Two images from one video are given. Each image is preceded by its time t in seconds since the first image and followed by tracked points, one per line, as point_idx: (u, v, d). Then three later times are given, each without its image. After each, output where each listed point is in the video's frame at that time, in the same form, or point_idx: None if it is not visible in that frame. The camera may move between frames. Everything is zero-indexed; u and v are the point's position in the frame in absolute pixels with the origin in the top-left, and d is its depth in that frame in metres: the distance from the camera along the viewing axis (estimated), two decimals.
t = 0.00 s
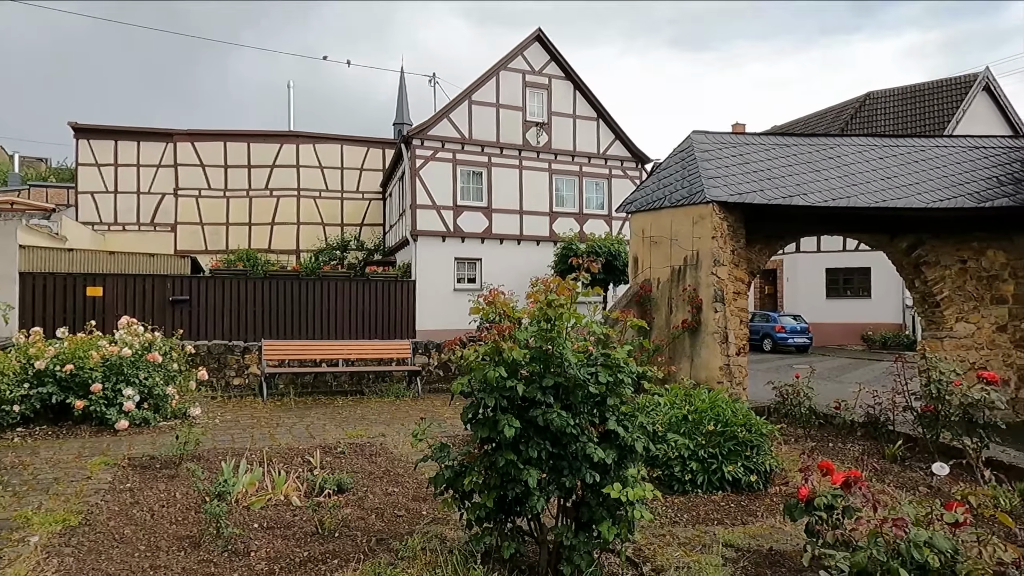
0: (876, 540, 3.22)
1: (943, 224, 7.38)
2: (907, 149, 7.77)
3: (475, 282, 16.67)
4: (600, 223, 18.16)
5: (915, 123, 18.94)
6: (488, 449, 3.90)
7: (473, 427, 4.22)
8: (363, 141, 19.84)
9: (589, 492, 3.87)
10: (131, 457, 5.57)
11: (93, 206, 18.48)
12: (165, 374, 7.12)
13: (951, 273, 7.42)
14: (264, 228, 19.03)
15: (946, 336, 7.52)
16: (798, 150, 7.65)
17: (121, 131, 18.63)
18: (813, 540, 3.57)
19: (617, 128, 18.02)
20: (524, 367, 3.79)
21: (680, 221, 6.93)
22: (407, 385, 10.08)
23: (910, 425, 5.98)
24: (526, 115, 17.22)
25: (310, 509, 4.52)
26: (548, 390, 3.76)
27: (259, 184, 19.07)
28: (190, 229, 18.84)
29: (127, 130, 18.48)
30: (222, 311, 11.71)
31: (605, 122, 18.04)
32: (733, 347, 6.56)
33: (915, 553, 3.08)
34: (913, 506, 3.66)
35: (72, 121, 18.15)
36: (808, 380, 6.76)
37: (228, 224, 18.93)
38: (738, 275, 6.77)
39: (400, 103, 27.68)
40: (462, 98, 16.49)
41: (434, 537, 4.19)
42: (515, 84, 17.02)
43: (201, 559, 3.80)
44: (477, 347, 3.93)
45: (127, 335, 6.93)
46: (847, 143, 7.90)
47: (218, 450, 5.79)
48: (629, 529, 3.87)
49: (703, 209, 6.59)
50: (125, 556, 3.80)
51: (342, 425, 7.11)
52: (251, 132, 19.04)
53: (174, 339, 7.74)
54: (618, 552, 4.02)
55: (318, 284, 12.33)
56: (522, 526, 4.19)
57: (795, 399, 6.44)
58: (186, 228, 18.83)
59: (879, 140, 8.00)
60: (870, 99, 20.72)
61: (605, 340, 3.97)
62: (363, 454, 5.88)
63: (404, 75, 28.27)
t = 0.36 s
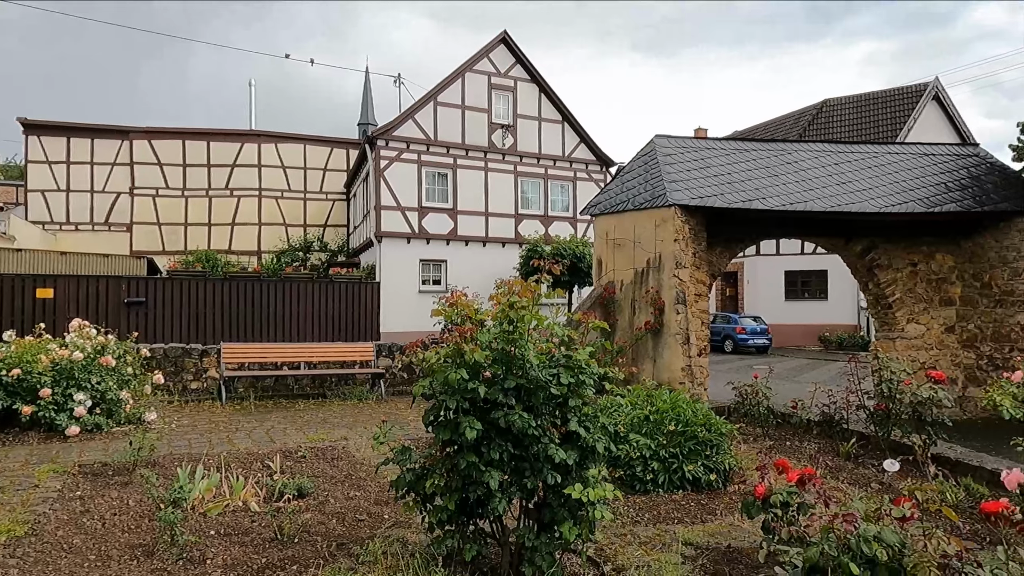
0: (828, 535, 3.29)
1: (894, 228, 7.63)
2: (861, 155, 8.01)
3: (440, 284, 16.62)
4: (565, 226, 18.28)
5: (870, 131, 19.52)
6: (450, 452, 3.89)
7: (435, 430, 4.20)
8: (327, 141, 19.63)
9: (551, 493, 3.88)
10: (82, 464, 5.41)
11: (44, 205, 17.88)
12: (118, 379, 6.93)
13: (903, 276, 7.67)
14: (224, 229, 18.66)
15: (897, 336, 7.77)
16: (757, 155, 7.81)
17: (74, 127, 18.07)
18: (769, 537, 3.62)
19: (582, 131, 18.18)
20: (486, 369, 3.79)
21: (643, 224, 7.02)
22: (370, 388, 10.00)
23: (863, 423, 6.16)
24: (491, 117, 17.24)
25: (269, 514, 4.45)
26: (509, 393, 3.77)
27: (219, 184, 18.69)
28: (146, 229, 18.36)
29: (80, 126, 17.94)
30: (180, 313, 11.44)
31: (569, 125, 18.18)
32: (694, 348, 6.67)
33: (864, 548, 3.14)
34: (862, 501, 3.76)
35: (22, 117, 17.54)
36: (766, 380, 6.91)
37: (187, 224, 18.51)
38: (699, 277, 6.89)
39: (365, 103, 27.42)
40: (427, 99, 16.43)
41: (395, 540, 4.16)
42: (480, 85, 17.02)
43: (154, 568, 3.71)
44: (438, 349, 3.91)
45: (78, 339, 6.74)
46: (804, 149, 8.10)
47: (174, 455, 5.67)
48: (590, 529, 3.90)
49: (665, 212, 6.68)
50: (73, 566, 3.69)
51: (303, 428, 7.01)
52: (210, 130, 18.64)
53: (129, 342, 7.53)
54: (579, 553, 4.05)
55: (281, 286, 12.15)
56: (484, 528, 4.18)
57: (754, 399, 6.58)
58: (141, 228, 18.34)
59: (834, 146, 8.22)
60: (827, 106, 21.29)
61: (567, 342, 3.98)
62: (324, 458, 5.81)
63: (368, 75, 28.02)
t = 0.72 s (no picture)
0: (791, 528, 3.35)
1: (858, 229, 7.81)
2: (826, 157, 8.18)
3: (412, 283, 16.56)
4: (537, 225, 18.33)
5: (836, 133, 19.94)
6: (419, 451, 3.87)
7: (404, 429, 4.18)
8: (297, 138, 19.39)
9: (520, 491, 3.89)
10: (40, 468, 5.27)
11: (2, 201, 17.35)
12: (79, 380, 6.77)
13: (865, 275, 7.84)
14: (191, 227, 18.34)
15: (861, 334, 7.94)
16: (725, 156, 7.92)
17: (33, 121, 17.57)
18: (734, 532, 3.66)
19: (554, 131, 18.24)
20: (455, 368, 3.78)
21: (614, 223, 7.08)
22: (340, 387, 9.92)
23: (827, 419, 6.31)
24: (463, 116, 17.21)
25: (235, 516, 4.39)
26: (478, 391, 3.77)
27: (185, 180, 18.34)
28: (109, 226, 17.93)
29: (40, 120, 17.44)
30: (144, 312, 11.20)
31: (541, 124, 18.23)
32: (664, 347, 6.74)
33: (824, 541, 3.21)
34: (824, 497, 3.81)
35: None
36: (734, 378, 7.01)
37: (152, 221, 18.11)
38: (668, 276, 6.97)
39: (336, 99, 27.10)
40: (399, 96, 16.33)
41: (364, 541, 4.14)
42: (452, 84, 16.96)
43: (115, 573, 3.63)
44: (407, 348, 3.89)
45: (36, 339, 6.58)
46: (771, 150, 8.24)
47: (137, 458, 5.56)
48: (559, 526, 3.92)
49: (635, 212, 6.75)
50: (30, 572, 3.59)
51: (272, 429, 6.93)
52: (176, 125, 18.26)
53: (90, 343, 7.37)
54: (548, 550, 4.06)
55: (249, 284, 11.99)
56: (454, 527, 4.18)
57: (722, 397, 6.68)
58: (104, 225, 17.90)
59: (801, 147, 8.37)
60: (794, 108, 21.67)
61: (537, 340, 3.99)
62: (292, 459, 5.75)
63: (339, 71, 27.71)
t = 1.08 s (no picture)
0: (757, 527, 3.38)
1: (826, 232, 7.95)
2: (795, 161, 8.32)
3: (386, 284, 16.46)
4: (512, 226, 18.36)
5: (805, 137, 20.30)
6: (389, 453, 3.84)
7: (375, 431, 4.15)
8: (268, 137, 19.15)
9: (491, 492, 3.88)
10: None
11: None
12: (41, 384, 6.60)
13: (833, 277, 7.99)
14: (159, 227, 18.02)
15: (829, 335, 8.09)
16: (697, 159, 8.01)
17: None
18: (703, 531, 3.71)
19: (528, 132, 18.30)
20: (426, 370, 3.76)
21: (587, 226, 7.12)
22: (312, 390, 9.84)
23: (795, 419, 6.40)
24: (438, 117, 17.17)
25: (202, 521, 4.32)
26: (450, 392, 3.76)
27: (153, 179, 18.00)
28: (73, 226, 17.53)
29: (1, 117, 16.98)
30: (111, 313, 10.97)
31: (516, 126, 18.27)
32: (637, 347, 6.79)
33: (791, 538, 3.25)
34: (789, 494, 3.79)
35: None
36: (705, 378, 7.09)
37: (119, 221, 17.76)
38: (641, 278, 7.03)
39: (309, 99, 26.82)
40: (373, 96, 16.24)
41: (335, 544, 4.10)
42: (427, 84, 16.91)
43: None
44: (378, 350, 3.87)
45: None
46: (742, 154, 8.36)
47: (101, 463, 5.45)
48: (530, 527, 3.92)
49: (608, 214, 6.79)
50: None
51: (242, 432, 6.84)
52: (143, 124, 17.91)
53: (52, 346, 7.26)
54: (520, 551, 4.06)
55: (219, 285, 11.83)
56: (425, 529, 4.16)
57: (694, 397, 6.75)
58: (68, 225, 17.50)
59: (770, 152, 8.50)
60: (764, 113, 22.01)
61: (508, 341, 3.99)
62: (262, 463, 5.68)
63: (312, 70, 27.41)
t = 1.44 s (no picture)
0: (725, 527, 3.41)
1: (794, 235, 8.09)
2: (764, 166, 8.45)
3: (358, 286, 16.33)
4: (486, 229, 18.36)
5: (774, 142, 20.66)
6: (359, 457, 3.81)
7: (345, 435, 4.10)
8: (238, 137, 18.87)
9: (461, 495, 3.87)
10: None
11: None
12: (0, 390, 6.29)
13: (801, 280, 8.14)
14: (125, 227, 17.65)
15: (797, 337, 8.23)
16: (669, 163, 8.10)
17: None
18: (673, 532, 3.75)
19: (502, 135, 18.32)
20: (396, 372, 3.74)
21: (560, 228, 7.15)
22: (282, 393, 9.73)
23: (763, 419, 6.50)
24: (411, 118, 17.10)
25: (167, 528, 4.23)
26: (420, 395, 3.74)
27: (118, 179, 17.62)
28: (35, 226, 17.08)
29: None
30: (74, 315, 10.71)
31: (490, 128, 18.28)
32: (609, 349, 6.83)
33: (757, 538, 3.28)
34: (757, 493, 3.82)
35: None
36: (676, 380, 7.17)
37: (82, 221, 17.35)
38: (613, 280, 7.08)
39: (281, 99, 26.51)
40: (346, 97, 16.11)
41: (303, 550, 4.05)
42: (400, 85, 16.83)
43: None
44: (347, 352, 3.83)
45: None
46: (713, 159, 8.47)
47: (62, 470, 5.30)
48: (501, 530, 3.92)
49: (581, 217, 6.82)
50: None
51: (209, 437, 6.72)
52: (108, 122, 17.50)
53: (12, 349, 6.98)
54: (490, 554, 4.06)
55: (187, 287, 11.63)
56: (395, 534, 4.13)
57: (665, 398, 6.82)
58: (29, 225, 17.04)
59: (740, 156, 8.63)
60: (735, 118, 22.34)
61: (479, 343, 3.98)
62: (229, 467, 5.60)
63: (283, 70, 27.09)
